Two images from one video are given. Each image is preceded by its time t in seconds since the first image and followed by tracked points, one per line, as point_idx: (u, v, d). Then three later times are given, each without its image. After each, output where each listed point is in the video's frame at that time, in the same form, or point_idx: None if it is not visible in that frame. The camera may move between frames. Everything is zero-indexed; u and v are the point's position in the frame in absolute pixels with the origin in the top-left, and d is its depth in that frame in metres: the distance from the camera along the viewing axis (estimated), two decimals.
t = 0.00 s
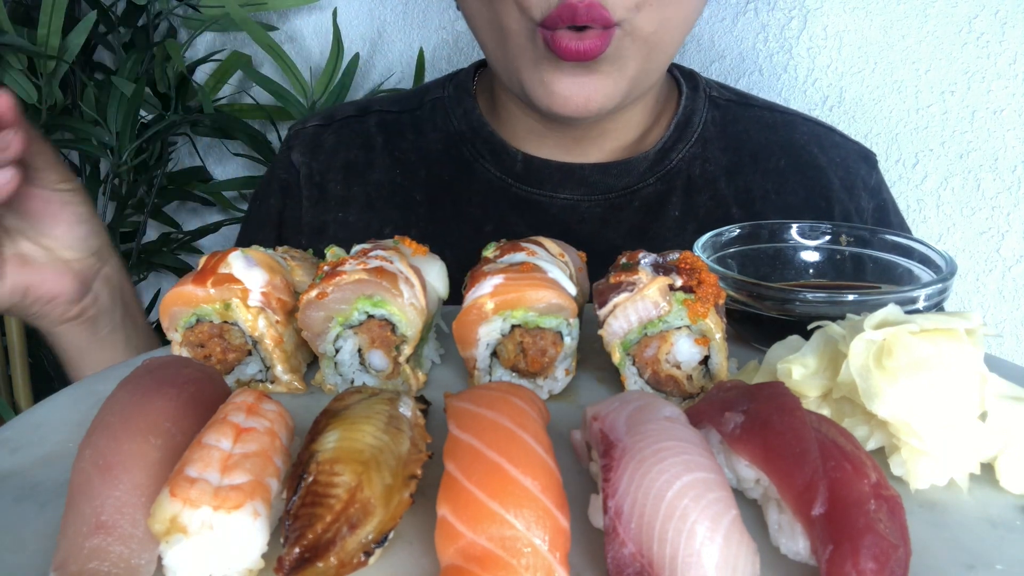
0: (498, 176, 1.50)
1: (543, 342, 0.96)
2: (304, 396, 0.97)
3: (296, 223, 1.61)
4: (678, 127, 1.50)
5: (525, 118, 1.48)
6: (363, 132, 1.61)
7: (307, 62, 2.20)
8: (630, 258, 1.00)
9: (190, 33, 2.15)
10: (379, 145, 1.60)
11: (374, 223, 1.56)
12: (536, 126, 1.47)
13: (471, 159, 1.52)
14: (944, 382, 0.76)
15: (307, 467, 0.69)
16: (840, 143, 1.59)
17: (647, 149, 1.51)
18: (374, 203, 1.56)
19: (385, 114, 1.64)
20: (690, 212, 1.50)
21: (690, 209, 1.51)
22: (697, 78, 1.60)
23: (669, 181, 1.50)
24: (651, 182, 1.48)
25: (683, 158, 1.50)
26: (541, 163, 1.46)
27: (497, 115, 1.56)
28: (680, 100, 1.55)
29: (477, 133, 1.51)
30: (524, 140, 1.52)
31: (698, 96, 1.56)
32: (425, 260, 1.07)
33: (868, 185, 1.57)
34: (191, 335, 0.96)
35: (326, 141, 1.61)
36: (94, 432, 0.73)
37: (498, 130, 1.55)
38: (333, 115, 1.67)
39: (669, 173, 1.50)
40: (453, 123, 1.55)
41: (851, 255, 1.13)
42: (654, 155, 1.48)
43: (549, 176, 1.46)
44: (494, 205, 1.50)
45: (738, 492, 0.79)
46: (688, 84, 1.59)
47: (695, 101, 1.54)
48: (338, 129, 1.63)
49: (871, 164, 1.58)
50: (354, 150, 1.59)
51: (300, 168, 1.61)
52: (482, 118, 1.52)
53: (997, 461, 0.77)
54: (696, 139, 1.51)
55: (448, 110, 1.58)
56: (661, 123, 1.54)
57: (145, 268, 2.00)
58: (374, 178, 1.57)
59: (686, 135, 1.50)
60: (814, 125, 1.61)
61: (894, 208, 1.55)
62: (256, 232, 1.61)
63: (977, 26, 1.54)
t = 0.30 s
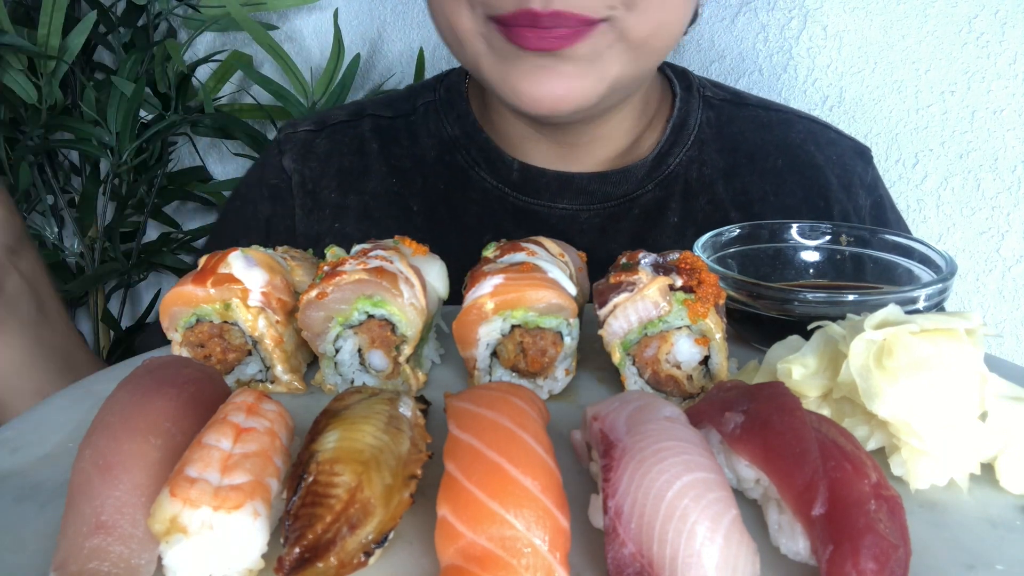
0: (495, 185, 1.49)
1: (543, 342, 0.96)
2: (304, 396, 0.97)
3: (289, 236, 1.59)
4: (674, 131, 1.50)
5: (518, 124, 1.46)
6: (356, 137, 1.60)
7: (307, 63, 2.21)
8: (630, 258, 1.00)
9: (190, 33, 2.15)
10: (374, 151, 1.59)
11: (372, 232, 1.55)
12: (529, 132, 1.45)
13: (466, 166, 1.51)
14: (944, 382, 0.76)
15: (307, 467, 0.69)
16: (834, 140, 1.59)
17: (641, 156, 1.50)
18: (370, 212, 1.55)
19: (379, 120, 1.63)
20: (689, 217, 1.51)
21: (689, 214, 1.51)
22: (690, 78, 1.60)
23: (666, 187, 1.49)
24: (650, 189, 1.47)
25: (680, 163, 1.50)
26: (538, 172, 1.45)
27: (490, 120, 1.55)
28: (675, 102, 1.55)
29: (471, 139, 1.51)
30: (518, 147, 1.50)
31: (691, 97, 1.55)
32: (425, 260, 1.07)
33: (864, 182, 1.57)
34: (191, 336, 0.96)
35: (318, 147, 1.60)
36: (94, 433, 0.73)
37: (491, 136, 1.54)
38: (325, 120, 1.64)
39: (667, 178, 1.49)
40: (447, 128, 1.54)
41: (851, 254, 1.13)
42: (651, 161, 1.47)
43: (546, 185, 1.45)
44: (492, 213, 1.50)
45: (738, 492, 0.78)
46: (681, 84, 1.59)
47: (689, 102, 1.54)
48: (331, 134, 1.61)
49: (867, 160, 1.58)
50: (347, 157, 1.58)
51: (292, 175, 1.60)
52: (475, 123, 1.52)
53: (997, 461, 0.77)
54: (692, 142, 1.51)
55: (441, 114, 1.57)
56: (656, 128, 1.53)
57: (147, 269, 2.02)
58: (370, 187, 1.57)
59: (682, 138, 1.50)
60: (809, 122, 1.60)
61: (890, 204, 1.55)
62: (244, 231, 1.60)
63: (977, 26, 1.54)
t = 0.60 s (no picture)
0: (494, 191, 1.49)
1: (543, 342, 0.96)
2: (304, 396, 0.98)
3: (283, 230, 1.58)
4: (677, 136, 1.50)
5: (515, 129, 1.46)
6: (359, 132, 1.60)
7: (307, 63, 2.21)
8: (630, 258, 1.00)
9: (190, 33, 2.15)
10: (376, 148, 1.59)
11: (372, 234, 1.55)
12: (526, 137, 1.45)
13: (465, 170, 1.52)
14: (944, 382, 0.76)
15: (307, 467, 0.69)
16: (838, 145, 1.60)
17: (643, 164, 1.50)
18: (371, 213, 1.55)
19: (382, 114, 1.63)
20: (693, 226, 1.50)
21: (692, 222, 1.50)
22: (691, 81, 1.60)
23: (670, 196, 1.49)
24: (652, 197, 1.47)
25: (683, 169, 1.50)
26: (537, 179, 1.45)
27: (489, 123, 1.55)
28: (677, 106, 1.54)
29: (470, 141, 1.51)
30: (515, 151, 1.50)
31: (692, 100, 1.55)
32: (425, 260, 1.07)
33: (867, 187, 1.58)
34: (191, 336, 0.96)
35: (319, 140, 1.58)
36: (93, 433, 0.73)
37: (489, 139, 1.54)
38: (325, 113, 1.62)
39: (670, 185, 1.49)
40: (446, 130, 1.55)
41: (851, 255, 1.13)
42: (654, 168, 1.47)
43: (548, 192, 1.44)
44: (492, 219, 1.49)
45: (738, 492, 0.78)
46: (681, 86, 1.59)
47: (691, 106, 1.54)
48: (332, 128, 1.60)
49: (869, 165, 1.59)
50: (348, 154, 1.58)
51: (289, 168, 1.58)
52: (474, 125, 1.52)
53: (997, 461, 0.77)
54: (695, 148, 1.51)
55: (440, 114, 1.57)
56: (658, 135, 1.52)
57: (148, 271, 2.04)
58: (371, 186, 1.56)
59: (685, 144, 1.50)
60: (811, 126, 1.61)
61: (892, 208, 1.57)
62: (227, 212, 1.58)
63: (977, 26, 1.53)
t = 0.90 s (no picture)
0: (498, 194, 1.49)
1: (543, 342, 0.96)
2: (304, 396, 0.98)
3: (284, 227, 1.59)
4: (681, 139, 1.50)
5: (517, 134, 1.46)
6: (363, 132, 1.59)
7: (307, 63, 2.21)
8: (630, 258, 1.00)
9: (190, 33, 2.15)
10: (380, 148, 1.59)
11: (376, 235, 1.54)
12: (531, 143, 1.45)
13: (468, 172, 1.52)
14: (944, 382, 0.76)
15: (307, 467, 0.69)
16: (840, 146, 1.59)
17: (649, 167, 1.50)
18: (376, 215, 1.54)
19: (385, 114, 1.63)
20: (698, 228, 1.51)
21: (697, 225, 1.51)
22: (694, 82, 1.61)
23: (675, 197, 1.49)
24: (657, 200, 1.47)
25: (688, 172, 1.50)
26: (542, 182, 1.44)
27: (490, 127, 1.56)
28: (681, 108, 1.54)
29: (473, 143, 1.52)
30: (519, 154, 1.50)
31: (696, 102, 1.56)
32: (425, 260, 1.07)
33: (869, 188, 1.56)
34: (191, 335, 0.96)
35: (323, 138, 1.58)
36: (93, 433, 0.73)
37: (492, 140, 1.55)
38: (328, 111, 1.62)
39: (675, 188, 1.49)
40: (450, 130, 1.55)
41: (851, 254, 1.13)
42: (659, 171, 1.47)
43: (553, 196, 1.44)
44: (499, 223, 1.49)
45: (738, 491, 0.78)
46: (685, 88, 1.59)
47: (694, 108, 1.55)
48: (335, 127, 1.59)
49: (871, 166, 1.57)
50: (352, 153, 1.57)
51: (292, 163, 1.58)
52: (476, 128, 1.53)
53: (997, 461, 0.77)
54: (698, 151, 1.51)
55: (443, 115, 1.58)
56: (662, 137, 1.52)
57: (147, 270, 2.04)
58: (376, 186, 1.56)
59: (689, 147, 1.50)
60: (814, 126, 1.60)
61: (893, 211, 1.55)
62: (224, 206, 1.60)
63: (977, 26, 1.53)
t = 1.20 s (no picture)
0: (504, 186, 1.49)
1: (543, 342, 0.96)
2: (304, 396, 0.97)
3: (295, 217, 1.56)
4: (685, 134, 1.50)
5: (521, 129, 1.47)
6: (378, 120, 1.60)
7: (307, 63, 2.21)
8: (630, 258, 1.00)
9: (190, 33, 2.16)
10: (395, 136, 1.58)
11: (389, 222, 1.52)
12: (534, 138, 1.46)
13: (475, 165, 1.51)
14: (944, 382, 0.76)
15: (307, 467, 0.69)
16: (844, 142, 1.60)
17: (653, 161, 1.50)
18: (388, 199, 1.53)
19: (399, 104, 1.63)
20: (703, 223, 1.49)
21: (702, 220, 1.49)
22: (698, 79, 1.61)
23: (678, 192, 1.48)
24: (661, 194, 1.47)
25: (692, 167, 1.49)
26: (548, 174, 1.44)
27: (498, 120, 1.55)
28: (686, 106, 1.55)
29: (480, 136, 1.51)
30: (524, 149, 1.50)
31: (702, 99, 1.56)
32: (425, 260, 1.07)
33: (873, 185, 1.58)
34: (191, 336, 0.96)
35: (338, 123, 1.58)
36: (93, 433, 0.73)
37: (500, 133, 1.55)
38: (345, 98, 1.63)
39: (679, 182, 1.48)
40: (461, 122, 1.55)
41: (851, 255, 1.13)
42: (663, 165, 1.47)
43: (557, 189, 1.44)
44: (506, 216, 1.48)
45: (738, 492, 0.78)
46: (690, 86, 1.59)
47: (699, 105, 1.55)
48: (351, 113, 1.60)
49: (874, 162, 1.60)
50: (367, 139, 1.57)
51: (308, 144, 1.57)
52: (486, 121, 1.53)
53: (997, 461, 0.77)
54: (703, 145, 1.51)
55: (453, 108, 1.58)
56: (667, 133, 1.53)
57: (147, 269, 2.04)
58: (388, 173, 1.55)
59: (694, 142, 1.50)
60: (818, 124, 1.62)
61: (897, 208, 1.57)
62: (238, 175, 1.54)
63: (977, 26, 1.53)
